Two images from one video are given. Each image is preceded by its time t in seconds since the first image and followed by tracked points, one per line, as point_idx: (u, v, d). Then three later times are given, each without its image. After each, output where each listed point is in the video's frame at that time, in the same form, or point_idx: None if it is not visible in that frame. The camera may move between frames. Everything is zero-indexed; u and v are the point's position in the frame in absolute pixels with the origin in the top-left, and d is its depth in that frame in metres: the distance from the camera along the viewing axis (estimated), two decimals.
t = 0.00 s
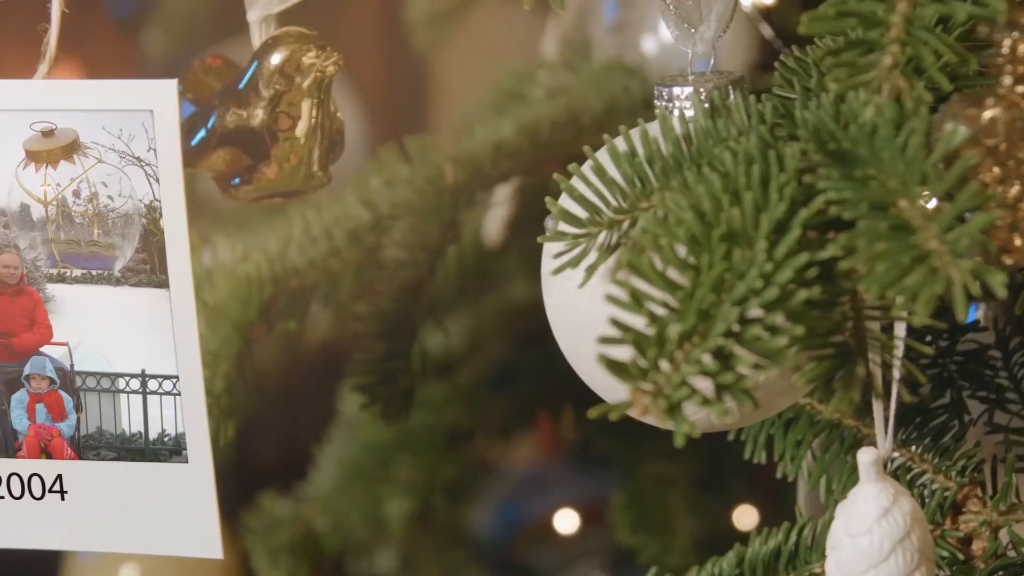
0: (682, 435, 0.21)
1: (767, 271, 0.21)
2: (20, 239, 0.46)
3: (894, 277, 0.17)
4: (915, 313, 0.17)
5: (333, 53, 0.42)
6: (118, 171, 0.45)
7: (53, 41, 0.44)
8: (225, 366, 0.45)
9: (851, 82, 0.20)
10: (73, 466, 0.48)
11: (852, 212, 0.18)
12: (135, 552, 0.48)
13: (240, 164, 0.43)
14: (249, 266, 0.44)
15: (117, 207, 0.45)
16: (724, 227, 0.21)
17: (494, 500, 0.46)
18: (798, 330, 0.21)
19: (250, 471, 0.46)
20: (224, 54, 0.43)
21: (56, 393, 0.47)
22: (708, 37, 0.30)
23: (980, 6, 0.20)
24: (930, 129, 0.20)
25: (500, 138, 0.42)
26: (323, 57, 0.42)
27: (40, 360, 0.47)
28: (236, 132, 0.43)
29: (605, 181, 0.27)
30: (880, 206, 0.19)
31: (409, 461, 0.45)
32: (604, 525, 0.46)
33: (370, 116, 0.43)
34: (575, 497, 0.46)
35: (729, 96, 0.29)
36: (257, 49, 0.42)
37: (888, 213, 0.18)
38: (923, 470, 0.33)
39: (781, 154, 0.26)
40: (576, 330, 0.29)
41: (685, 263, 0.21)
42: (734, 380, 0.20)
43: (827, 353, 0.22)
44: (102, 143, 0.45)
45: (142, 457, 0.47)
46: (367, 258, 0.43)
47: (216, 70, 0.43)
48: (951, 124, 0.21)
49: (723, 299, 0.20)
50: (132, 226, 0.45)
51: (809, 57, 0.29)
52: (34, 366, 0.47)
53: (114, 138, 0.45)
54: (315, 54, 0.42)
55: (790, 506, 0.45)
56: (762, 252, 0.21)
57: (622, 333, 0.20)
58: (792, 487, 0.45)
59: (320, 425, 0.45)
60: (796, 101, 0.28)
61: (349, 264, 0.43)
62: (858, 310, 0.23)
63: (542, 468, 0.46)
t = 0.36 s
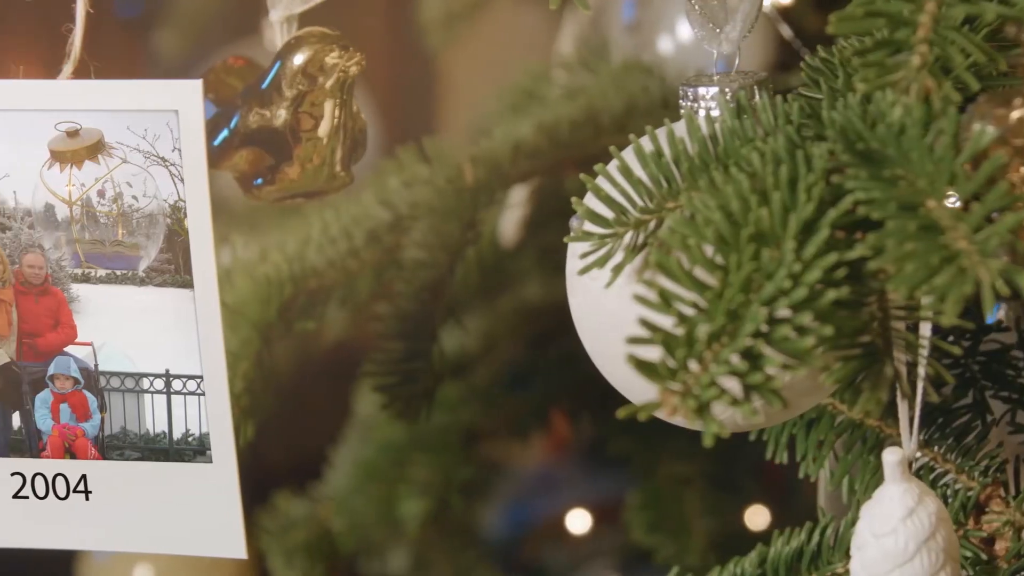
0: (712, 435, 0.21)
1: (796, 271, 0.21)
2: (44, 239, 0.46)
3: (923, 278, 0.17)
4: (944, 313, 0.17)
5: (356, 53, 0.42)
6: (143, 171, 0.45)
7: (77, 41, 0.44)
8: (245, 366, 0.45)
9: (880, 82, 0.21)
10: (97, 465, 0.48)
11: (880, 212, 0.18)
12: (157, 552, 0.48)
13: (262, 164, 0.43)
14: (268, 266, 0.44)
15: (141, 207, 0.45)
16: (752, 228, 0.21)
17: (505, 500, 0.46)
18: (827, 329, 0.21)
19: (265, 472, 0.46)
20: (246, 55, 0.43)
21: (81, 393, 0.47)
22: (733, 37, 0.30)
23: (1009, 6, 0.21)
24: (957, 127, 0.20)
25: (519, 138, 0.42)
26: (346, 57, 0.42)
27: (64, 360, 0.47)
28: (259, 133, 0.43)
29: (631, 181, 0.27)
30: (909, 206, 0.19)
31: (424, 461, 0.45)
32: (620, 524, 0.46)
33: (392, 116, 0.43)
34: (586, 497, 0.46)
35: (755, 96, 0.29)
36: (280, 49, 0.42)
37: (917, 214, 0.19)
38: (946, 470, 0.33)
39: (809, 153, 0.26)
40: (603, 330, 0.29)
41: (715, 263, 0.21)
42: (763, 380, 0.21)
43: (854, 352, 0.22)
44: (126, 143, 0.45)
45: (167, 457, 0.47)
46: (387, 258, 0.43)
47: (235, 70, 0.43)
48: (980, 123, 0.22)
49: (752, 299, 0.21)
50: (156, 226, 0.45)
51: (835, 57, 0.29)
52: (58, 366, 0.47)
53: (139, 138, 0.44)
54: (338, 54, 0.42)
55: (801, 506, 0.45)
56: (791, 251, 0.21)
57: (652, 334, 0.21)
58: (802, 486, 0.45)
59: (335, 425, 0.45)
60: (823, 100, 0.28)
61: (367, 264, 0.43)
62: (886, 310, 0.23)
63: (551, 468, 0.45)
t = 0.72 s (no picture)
0: (740, 436, 0.20)
1: (824, 271, 0.21)
2: (68, 239, 0.45)
3: (952, 277, 0.18)
4: (973, 313, 0.18)
5: (379, 53, 0.42)
6: (167, 172, 0.44)
7: (101, 42, 0.43)
8: (266, 366, 0.45)
9: (907, 81, 0.21)
10: (121, 466, 0.47)
11: (907, 212, 0.18)
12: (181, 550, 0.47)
13: (285, 164, 0.43)
14: (287, 266, 0.44)
15: (166, 207, 0.44)
16: (780, 228, 0.22)
17: (516, 501, 0.46)
18: (854, 329, 0.21)
19: (280, 471, 0.46)
20: (267, 55, 0.42)
21: (105, 394, 0.46)
22: (758, 37, 0.30)
23: None
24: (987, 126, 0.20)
25: (538, 138, 0.42)
26: (369, 57, 0.42)
27: (88, 360, 0.46)
28: (282, 133, 0.43)
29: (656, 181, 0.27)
30: (937, 207, 0.19)
31: (441, 461, 0.45)
32: (636, 522, 0.46)
33: (413, 116, 0.43)
34: (598, 497, 0.46)
35: (780, 96, 0.29)
36: (304, 50, 0.42)
37: (945, 214, 0.19)
38: (968, 470, 0.33)
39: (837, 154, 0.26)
40: (627, 331, 0.29)
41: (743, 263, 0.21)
42: (791, 380, 0.20)
43: (882, 352, 0.22)
44: (150, 143, 0.44)
45: (190, 457, 0.46)
46: (406, 258, 0.43)
47: (252, 71, 0.43)
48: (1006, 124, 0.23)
49: (780, 299, 0.21)
50: (181, 226, 0.44)
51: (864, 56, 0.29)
52: (81, 367, 0.46)
53: (164, 138, 0.44)
54: (361, 54, 0.42)
55: (812, 505, 0.45)
56: (820, 251, 0.21)
57: (681, 334, 0.21)
58: (813, 485, 0.45)
59: (351, 424, 0.45)
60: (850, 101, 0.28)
61: (386, 264, 0.43)
62: (913, 310, 0.23)
63: (562, 468, 0.46)
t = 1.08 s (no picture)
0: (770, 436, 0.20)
1: (853, 271, 0.21)
2: (92, 239, 0.44)
3: (982, 277, 0.18)
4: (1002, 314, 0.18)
5: (403, 53, 0.42)
6: (193, 171, 0.43)
7: (127, 41, 0.42)
8: (287, 366, 0.44)
9: (936, 82, 0.21)
10: (147, 466, 0.46)
11: (936, 212, 0.18)
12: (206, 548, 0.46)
13: (309, 164, 0.43)
14: (308, 266, 0.43)
15: (190, 207, 0.43)
16: (809, 228, 0.22)
17: (526, 500, 0.46)
18: (883, 329, 0.21)
19: (296, 472, 0.46)
20: (288, 54, 0.42)
21: (129, 394, 0.45)
22: (784, 37, 0.30)
23: None
24: (1014, 126, 0.20)
25: (556, 138, 0.42)
26: (392, 57, 0.42)
27: (113, 361, 0.45)
28: (306, 133, 0.42)
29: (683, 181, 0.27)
30: (966, 207, 0.19)
31: (456, 461, 0.45)
32: (650, 522, 0.46)
33: (433, 116, 0.42)
34: (608, 497, 0.46)
35: (806, 96, 0.29)
36: (327, 50, 0.42)
37: (974, 214, 0.18)
38: (992, 470, 0.33)
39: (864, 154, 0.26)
40: (653, 332, 0.29)
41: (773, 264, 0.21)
42: (821, 380, 0.20)
43: (909, 352, 0.22)
44: (176, 143, 0.43)
45: (215, 457, 0.45)
46: (425, 258, 0.43)
47: (272, 71, 0.42)
48: None
49: (809, 299, 0.21)
50: (206, 226, 0.43)
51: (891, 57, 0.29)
52: (106, 366, 0.45)
53: (188, 138, 0.42)
54: (384, 54, 0.42)
55: (823, 503, 0.45)
56: (849, 251, 0.21)
57: (710, 335, 0.20)
58: (825, 483, 0.45)
59: (367, 424, 0.45)
60: (878, 101, 0.28)
61: (406, 263, 0.43)
62: (940, 310, 0.22)
63: (571, 468, 0.46)
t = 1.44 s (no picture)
0: (799, 435, 0.21)
1: (881, 271, 0.21)
2: (117, 239, 0.43)
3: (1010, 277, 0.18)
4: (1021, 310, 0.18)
5: (426, 53, 0.42)
6: (217, 171, 0.42)
7: (150, 42, 0.42)
8: (307, 366, 0.44)
9: (964, 82, 0.21)
10: (170, 466, 0.46)
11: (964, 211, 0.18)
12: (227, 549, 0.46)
13: (331, 164, 0.42)
14: (326, 267, 0.43)
15: (214, 207, 0.43)
16: (837, 227, 0.22)
17: (537, 500, 0.46)
18: (912, 329, 0.21)
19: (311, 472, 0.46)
20: (309, 55, 0.41)
21: (153, 394, 0.45)
22: (810, 37, 0.30)
23: None
24: None
25: (575, 138, 0.42)
26: (416, 57, 0.42)
27: (136, 360, 0.44)
28: (330, 133, 0.42)
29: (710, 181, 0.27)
30: (994, 206, 0.19)
31: (472, 461, 0.45)
32: (665, 522, 0.46)
33: (452, 116, 0.42)
34: (619, 497, 0.46)
35: (831, 96, 0.29)
36: (349, 50, 0.41)
37: (1003, 214, 0.19)
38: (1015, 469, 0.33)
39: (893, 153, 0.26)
40: (679, 332, 0.29)
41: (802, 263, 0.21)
42: (850, 381, 0.20)
43: (935, 352, 0.22)
44: (201, 143, 0.42)
45: (239, 457, 0.45)
46: (445, 258, 0.43)
47: (292, 72, 0.42)
48: None
49: (838, 299, 0.21)
50: (230, 226, 0.43)
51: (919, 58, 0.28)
52: (130, 367, 0.44)
53: (213, 138, 0.42)
54: (407, 54, 0.42)
55: (834, 503, 0.45)
56: (877, 251, 0.21)
57: (739, 335, 0.21)
58: (834, 483, 0.45)
59: (381, 424, 0.45)
60: (904, 101, 0.28)
61: (425, 263, 0.43)
62: (967, 310, 0.22)
63: (579, 469, 0.46)
